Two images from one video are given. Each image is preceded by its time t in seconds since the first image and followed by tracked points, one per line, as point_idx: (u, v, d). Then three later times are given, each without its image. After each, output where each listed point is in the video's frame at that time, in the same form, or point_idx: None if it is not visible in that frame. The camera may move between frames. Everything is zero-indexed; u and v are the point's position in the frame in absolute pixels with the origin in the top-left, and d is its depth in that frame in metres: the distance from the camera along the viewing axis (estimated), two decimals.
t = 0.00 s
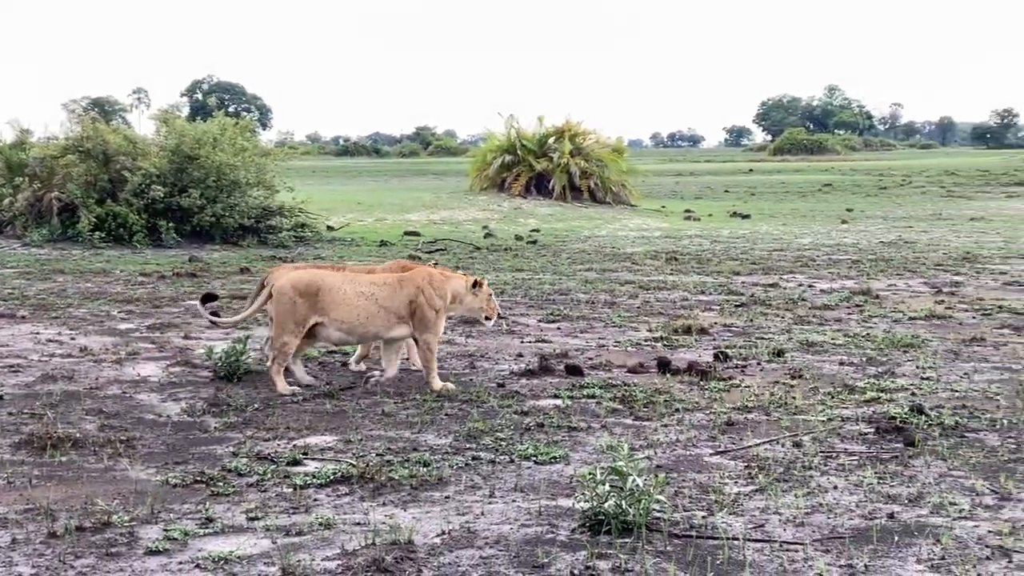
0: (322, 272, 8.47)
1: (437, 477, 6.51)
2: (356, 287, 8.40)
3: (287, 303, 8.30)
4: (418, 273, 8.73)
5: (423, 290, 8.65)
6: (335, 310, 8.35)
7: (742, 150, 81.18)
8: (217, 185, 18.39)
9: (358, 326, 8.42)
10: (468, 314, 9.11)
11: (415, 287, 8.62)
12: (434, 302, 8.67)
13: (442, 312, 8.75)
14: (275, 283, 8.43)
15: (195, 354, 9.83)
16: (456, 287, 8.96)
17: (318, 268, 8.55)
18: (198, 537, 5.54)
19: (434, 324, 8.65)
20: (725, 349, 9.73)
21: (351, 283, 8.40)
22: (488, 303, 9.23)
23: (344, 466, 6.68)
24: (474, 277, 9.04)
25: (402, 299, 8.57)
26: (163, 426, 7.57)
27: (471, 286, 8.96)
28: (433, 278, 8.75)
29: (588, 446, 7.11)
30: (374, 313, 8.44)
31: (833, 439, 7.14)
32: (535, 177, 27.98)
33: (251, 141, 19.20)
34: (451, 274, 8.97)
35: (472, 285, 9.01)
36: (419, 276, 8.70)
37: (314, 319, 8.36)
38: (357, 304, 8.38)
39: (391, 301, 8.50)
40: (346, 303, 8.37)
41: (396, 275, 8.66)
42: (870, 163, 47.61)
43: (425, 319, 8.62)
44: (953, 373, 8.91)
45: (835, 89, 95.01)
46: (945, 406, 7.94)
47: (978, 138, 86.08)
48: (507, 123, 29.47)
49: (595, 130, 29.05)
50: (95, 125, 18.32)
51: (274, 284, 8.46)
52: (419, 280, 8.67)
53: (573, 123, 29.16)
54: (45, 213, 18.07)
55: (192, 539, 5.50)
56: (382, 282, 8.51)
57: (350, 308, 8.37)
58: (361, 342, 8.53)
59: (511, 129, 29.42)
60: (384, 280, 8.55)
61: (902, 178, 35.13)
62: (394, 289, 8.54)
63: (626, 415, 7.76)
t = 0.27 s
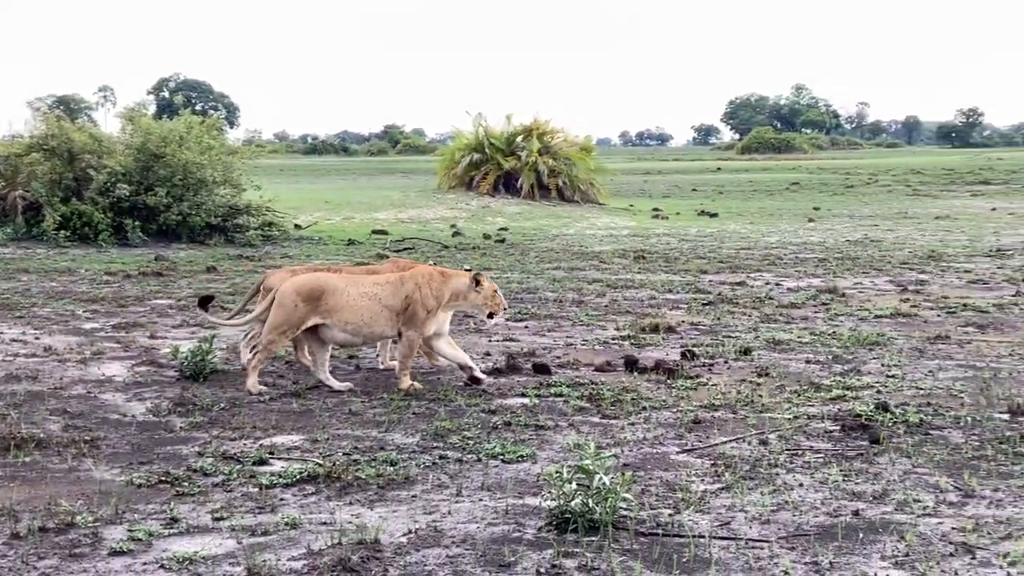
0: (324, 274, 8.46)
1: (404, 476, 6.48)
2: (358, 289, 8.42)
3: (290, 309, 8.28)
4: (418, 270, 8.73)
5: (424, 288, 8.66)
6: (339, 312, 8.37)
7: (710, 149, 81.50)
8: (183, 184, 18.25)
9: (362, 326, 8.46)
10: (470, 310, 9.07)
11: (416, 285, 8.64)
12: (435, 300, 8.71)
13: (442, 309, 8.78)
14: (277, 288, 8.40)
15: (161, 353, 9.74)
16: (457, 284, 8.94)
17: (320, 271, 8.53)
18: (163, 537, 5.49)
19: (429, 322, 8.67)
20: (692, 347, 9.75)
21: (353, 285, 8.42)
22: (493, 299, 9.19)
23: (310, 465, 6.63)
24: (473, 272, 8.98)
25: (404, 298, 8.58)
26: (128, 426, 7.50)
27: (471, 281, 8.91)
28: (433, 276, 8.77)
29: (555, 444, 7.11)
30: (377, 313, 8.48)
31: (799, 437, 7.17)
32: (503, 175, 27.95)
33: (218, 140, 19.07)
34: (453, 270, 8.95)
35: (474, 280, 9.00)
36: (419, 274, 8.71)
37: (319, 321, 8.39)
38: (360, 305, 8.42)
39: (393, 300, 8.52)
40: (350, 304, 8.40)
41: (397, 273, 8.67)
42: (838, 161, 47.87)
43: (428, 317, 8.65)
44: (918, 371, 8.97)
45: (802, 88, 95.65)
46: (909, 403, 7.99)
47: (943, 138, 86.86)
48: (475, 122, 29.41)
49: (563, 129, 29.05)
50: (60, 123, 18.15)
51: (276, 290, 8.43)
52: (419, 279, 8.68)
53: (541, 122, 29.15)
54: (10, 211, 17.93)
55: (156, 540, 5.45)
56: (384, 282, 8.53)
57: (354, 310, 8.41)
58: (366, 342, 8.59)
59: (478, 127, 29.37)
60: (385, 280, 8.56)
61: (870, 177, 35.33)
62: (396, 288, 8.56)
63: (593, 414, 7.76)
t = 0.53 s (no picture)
0: (339, 269, 8.44)
1: (372, 474, 6.46)
2: (368, 287, 8.39)
3: (305, 302, 8.30)
4: (429, 271, 8.63)
5: (433, 288, 8.57)
6: (350, 308, 8.38)
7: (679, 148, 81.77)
8: (150, 182, 18.11)
9: (369, 325, 8.47)
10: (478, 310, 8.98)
11: (429, 287, 8.56)
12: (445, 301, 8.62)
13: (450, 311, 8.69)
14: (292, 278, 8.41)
15: (127, 352, 9.66)
16: (468, 285, 8.80)
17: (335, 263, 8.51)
18: (128, 537, 5.44)
19: (435, 323, 8.60)
20: (660, 345, 9.77)
21: (365, 282, 8.39)
22: (501, 299, 9.04)
23: (277, 464, 6.59)
24: (482, 272, 8.86)
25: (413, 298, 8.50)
26: (93, 425, 7.43)
27: (481, 282, 8.81)
28: (444, 276, 8.67)
29: (523, 442, 7.10)
30: (386, 312, 8.46)
31: (766, 434, 7.20)
32: (472, 174, 27.92)
33: (185, 138, 18.94)
34: (464, 271, 8.80)
35: (483, 282, 8.85)
36: (430, 275, 8.60)
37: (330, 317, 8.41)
38: (369, 304, 8.41)
39: (401, 301, 8.47)
40: (362, 303, 8.40)
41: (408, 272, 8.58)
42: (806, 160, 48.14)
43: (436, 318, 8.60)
44: (884, 368, 9.04)
45: (771, 88, 96.12)
46: (875, 400, 8.04)
47: (909, 137, 87.59)
48: (444, 120, 29.36)
49: (532, 127, 29.01)
50: (25, 121, 17.96)
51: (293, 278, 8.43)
52: (429, 280, 8.57)
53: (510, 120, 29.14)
54: None
55: (121, 540, 5.40)
56: (396, 281, 8.48)
57: (365, 308, 8.40)
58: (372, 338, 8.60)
59: (447, 126, 29.33)
60: (397, 278, 8.51)
61: (837, 176, 35.56)
62: (405, 287, 8.49)
63: (561, 412, 7.76)
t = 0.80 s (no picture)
0: (342, 271, 8.43)
1: (341, 472, 6.44)
2: (373, 286, 8.37)
3: (309, 304, 8.28)
4: (433, 266, 8.60)
5: (440, 283, 8.53)
6: (355, 309, 8.34)
7: (649, 146, 82.03)
8: (117, 179, 17.99)
9: (380, 325, 8.42)
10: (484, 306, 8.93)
11: (433, 284, 8.51)
12: (454, 298, 8.55)
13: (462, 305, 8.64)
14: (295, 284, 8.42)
15: (93, 350, 9.59)
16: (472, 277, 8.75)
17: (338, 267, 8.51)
18: (95, 537, 5.39)
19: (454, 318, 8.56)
20: (629, 343, 9.81)
21: (368, 282, 8.38)
22: (507, 292, 8.99)
23: (244, 463, 6.55)
24: (485, 263, 8.81)
25: (419, 293, 8.48)
26: (58, 424, 7.36)
27: (484, 274, 8.75)
28: (448, 272, 8.60)
29: (492, 440, 7.10)
30: (393, 310, 8.42)
31: (735, 431, 7.23)
32: (441, 172, 27.89)
33: (152, 136, 18.80)
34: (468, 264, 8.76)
35: (486, 274, 8.80)
36: (434, 270, 8.57)
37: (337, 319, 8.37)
38: (376, 303, 8.38)
39: (408, 298, 8.43)
40: (368, 303, 8.37)
41: (413, 269, 8.56)
42: (773, 158, 48.49)
43: (448, 315, 8.53)
44: (851, 365, 9.10)
45: (740, 87, 96.67)
46: (842, 397, 8.10)
47: (877, 135, 88.22)
48: (413, 118, 29.31)
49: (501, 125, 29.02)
50: None
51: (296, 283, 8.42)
52: (434, 275, 8.54)
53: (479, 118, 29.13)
54: None
55: (87, 539, 5.35)
56: (400, 279, 8.45)
57: (372, 308, 8.37)
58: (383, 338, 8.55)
59: (416, 123, 29.28)
60: (400, 276, 8.48)
61: (805, 174, 35.77)
62: (411, 284, 8.47)
63: (530, 409, 7.76)
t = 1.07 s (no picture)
0: (352, 266, 8.41)
1: (311, 471, 6.42)
2: (383, 282, 8.34)
3: (317, 297, 8.24)
4: (444, 266, 8.60)
5: (451, 281, 8.52)
6: (364, 304, 8.30)
7: (619, 143, 82.16)
8: (84, 178, 17.84)
9: (390, 322, 8.36)
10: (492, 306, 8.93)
11: (443, 281, 8.50)
12: (465, 296, 8.53)
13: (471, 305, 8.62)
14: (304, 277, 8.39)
15: (61, 349, 9.50)
16: (481, 277, 8.75)
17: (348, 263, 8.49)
18: (63, 536, 5.35)
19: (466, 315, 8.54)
20: (599, 341, 9.82)
21: (379, 277, 8.35)
22: (515, 292, 8.97)
23: (213, 462, 6.52)
24: (495, 264, 8.82)
25: (429, 291, 8.45)
26: (24, 424, 7.28)
27: (493, 273, 8.77)
28: (458, 270, 8.60)
29: (463, 438, 7.10)
30: (403, 307, 8.37)
31: (705, 428, 7.26)
32: (412, 170, 27.84)
33: (120, 133, 18.65)
34: (477, 266, 8.76)
35: (495, 274, 8.81)
36: (444, 269, 8.57)
37: (345, 314, 8.32)
38: (389, 300, 8.33)
39: (419, 295, 8.40)
40: (376, 298, 8.32)
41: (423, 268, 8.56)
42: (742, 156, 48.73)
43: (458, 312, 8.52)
44: (820, 362, 9.16)
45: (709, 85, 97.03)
46: (810, 394, 8.15)
47: (845, 133, 88.81)
48: (383, 115, 29.22)
49: (471, 122, 28.98)
50: None
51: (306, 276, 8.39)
52: (445, 274, 8.54)
53: (449, 116, 29.09)
54: None
55: (54, 539, 5.30)
56: (410, 277, 8.42)
57: (381, 303, 8.32)
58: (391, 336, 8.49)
59: (386, 121, 29.20)
60: (412, 274, 8.46)
61: (774, 171, 36.00)
62: (422, 281, 8.45)
63: (501, 407, 7.76)
